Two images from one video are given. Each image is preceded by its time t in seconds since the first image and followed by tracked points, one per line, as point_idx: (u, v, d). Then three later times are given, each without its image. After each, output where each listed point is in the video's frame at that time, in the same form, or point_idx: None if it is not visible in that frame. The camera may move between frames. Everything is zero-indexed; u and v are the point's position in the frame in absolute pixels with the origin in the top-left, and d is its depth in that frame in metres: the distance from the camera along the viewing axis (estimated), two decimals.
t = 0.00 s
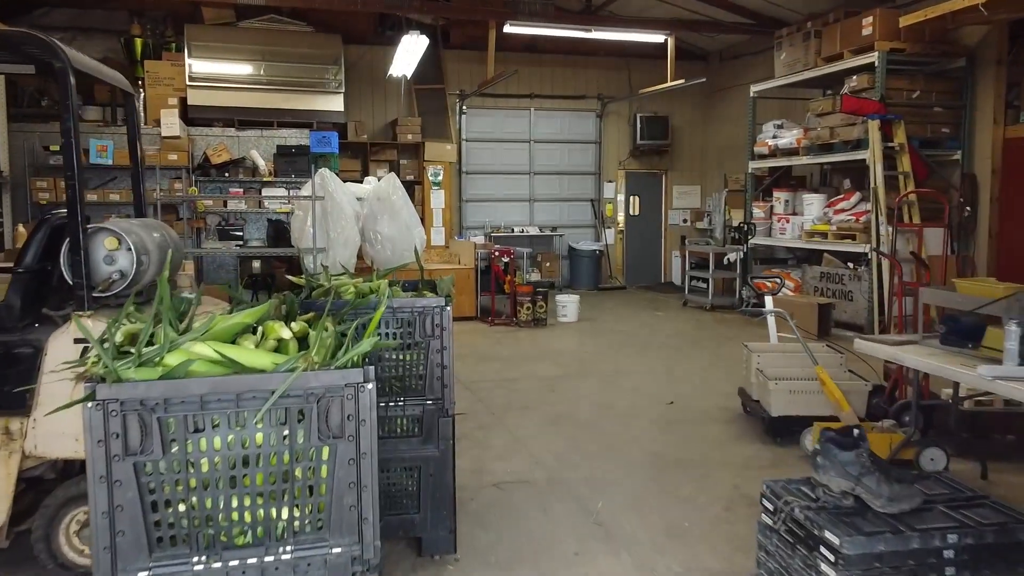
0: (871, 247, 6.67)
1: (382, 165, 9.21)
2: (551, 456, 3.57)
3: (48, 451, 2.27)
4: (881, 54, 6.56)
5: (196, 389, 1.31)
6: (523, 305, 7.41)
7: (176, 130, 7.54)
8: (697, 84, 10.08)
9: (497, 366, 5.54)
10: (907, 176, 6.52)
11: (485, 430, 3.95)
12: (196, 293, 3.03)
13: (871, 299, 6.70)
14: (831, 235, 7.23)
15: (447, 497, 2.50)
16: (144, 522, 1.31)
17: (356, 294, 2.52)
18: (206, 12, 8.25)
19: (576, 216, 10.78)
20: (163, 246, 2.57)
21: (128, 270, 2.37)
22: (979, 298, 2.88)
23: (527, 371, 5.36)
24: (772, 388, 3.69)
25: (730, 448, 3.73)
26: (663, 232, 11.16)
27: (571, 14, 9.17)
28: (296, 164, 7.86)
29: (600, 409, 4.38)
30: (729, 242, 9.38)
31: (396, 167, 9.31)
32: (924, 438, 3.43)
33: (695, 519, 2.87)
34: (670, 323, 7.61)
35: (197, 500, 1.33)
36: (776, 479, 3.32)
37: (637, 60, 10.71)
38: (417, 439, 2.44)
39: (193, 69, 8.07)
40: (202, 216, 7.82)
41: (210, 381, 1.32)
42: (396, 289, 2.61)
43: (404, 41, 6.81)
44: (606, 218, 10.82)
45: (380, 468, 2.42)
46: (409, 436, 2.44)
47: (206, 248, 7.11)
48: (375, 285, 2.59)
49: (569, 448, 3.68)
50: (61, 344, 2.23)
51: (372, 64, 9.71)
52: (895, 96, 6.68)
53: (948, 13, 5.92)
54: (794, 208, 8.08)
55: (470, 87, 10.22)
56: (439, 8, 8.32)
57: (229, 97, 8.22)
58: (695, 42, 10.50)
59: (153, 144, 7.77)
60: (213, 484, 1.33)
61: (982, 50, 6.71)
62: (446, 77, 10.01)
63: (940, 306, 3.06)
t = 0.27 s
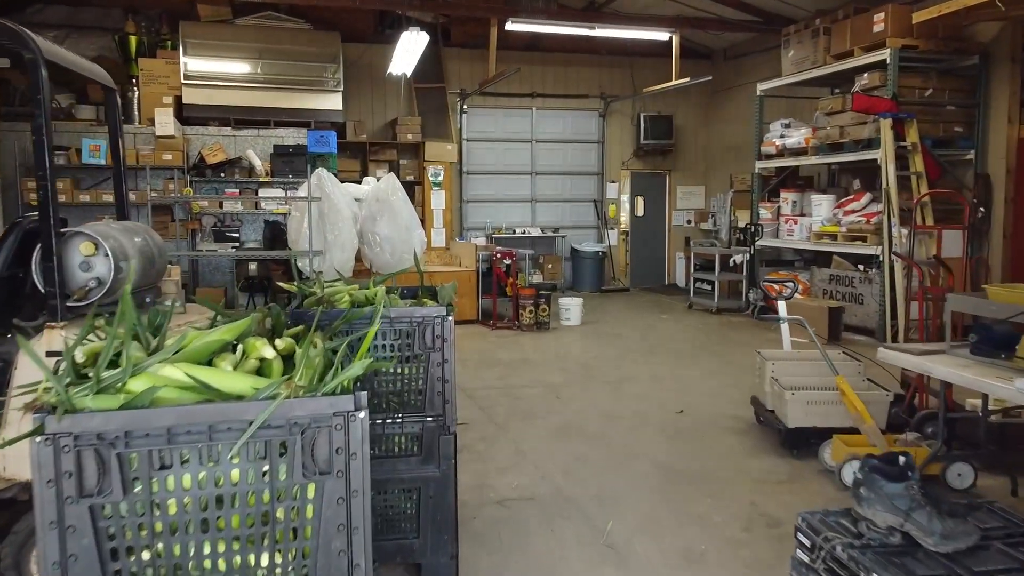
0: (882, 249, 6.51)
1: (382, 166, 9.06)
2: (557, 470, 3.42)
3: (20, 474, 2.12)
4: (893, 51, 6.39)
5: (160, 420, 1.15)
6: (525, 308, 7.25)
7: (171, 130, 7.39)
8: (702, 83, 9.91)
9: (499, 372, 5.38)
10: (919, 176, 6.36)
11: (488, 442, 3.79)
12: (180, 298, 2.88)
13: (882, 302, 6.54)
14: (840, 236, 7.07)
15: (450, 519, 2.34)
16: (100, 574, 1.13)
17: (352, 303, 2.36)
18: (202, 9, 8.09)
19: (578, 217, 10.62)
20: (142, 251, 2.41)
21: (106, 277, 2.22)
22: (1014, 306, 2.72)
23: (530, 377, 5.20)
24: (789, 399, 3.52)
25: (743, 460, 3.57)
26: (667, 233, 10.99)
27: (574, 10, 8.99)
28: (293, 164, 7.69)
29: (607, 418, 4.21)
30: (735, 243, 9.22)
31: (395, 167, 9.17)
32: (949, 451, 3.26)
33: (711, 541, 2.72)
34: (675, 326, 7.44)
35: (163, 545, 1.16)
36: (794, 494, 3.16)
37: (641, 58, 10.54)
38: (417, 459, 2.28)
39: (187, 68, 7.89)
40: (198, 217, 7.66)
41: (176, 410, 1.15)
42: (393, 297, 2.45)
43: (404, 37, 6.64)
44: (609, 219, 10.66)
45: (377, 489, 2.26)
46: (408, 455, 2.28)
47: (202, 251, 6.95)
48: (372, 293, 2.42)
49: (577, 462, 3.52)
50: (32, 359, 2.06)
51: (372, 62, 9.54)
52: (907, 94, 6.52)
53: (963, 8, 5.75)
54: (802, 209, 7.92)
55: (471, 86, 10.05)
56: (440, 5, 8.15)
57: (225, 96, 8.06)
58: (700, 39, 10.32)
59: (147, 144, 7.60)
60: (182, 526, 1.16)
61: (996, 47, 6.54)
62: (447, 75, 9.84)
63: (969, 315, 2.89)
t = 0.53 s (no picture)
0: (891, 252, 6.35)
1: (379, 165, 8.92)
2: (557, 484, 3.26)
3: None
4: (903, 48, 6.23)
5: (99, 459, 0.91)
6: (525, 311, 7.08)
7: (163, 129, 7.24)
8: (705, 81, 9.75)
9: (498, 378, 5.21)
10: (929, 176, 6.20)
11: (485, 453, 3.64)
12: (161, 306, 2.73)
13: (890, 306, 6.38)
14: (847, 238, 6.91)
15: (443, 544, 2.18)
16: None
17: (340, 312, 2.21)
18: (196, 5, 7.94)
19: (580, 217, 10.47)
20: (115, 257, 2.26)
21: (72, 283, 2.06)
22: None
23: (530, 383, 5.03)
24: (800, 408, 3.35)
25: (753, 474, 3.40)
26: (669, 234, 10.84)
27: (575, 8, 8.84)
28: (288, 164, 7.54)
29: (610, 427, 4.05)
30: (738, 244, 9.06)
31: (393, 166, 9.08)
32: (970, 465, 3.10)
33: (722, 564, 2.56)
34: (678, 330, 7.29)
35: None
36: (807, 511, 3.01)
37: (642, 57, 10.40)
38: (407, 479, 2.13)
39: (181, 66, 7.74)
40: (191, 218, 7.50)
41: (117, 446, 0.92)
42: (384, 306, 2.29)
43: (401, 34, 6.49)
44: (610, 220, 10.52)
45: (364, 512, 2.11)
46: (398, 475, 2.13)
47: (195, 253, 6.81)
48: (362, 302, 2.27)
49: (578, 475, 3.37)
50: None
51: (369, 60, 9.39)
52: (916, 92, 6.36)
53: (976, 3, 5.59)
54: (808, 210, 7.76)
55: (470, 85, 9.90)
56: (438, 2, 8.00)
57: (219, 94, 7.91)
58: (703, 37, 10.18)
59: (139, 144, 7.42)
60: None
61: (1008, 44, 6.38)
62: (446, 74, 9.69)
63: (994, 322, 2.73)
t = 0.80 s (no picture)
0: (899, 253, 6.20)
1: (377, 165, 8.78)
2: (557, 498, 3.11)
3: None
4: (912, 45, 6.08)
5: (17, 506, 0.75)
6: (524, 314, 6.93)
7: (155, 127, 7.10)
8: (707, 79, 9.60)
9: (496, 383, 5.06)
10: (938, 176, 6.05)
11: (482, 464, 3.49)
12: (139, 312, 2.58)
13: (899, 308, 6.22)
14: (854, 239, 6.76)
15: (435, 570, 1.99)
16: None
17: (324, 321, 2.06)
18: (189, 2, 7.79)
19: (580, 218, 10.32)
20: (84, 262, 2.12)
21: (34, 289, 1.93)
22: None
23: (529, 389, 4.88)
24: (812, 419, 3.21)
25: (762, 486, 3.25)
26: (671, 234, 10.69)
27: (576, 5, 8.70)
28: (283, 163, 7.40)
29: (612, 436, 3.90)
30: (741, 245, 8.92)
31: (391, 167, 8.97)
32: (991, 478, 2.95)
33: None
34: (681, 332, 7.13)
35: None
36: (821, 527, 2.86)
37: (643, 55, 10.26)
38: (395, 501, 1.96)
39: (174, 63, 7.59)
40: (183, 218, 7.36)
41: (39, 490, 0.76)
42: (372, 314, 2.14)
43: (398, 30, 6.34)
44: (611, 220, 10.38)
45: (350, 537, 1.92)
46: (386, 496, 1.96)
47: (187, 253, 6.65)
48: (348, 311, 2.12)
49: (579, 488, 3.22)
50: None
51: (366, 58, 9.25)
52: (925, 90, 6.22)
53: None
54: (812, 211, 7.64)
55: (469, 83, 9.75)
56: None
57: (213, 92, 7.76)
58: (705, 35, 10.03)
59: (131, 143, 7.30)
60: None
61: (1019, 41, 6.23)
62: (444, 73, 9.54)
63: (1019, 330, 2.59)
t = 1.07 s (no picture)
0: (907, 255, 6.05)
1: (374, 165, 8.64)
2: (557, 514, 2.97)
3: None
4: (920, 42, 5.94)
5: None
6: (524, 317, 6.78)
7: (147, 127, 6.95)
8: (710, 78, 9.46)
9: (495, 389, 4.91)
10: (948, 176, 5.90)
11: (479, 477, 3.34)
12: (113, 320, 2.43)
13: (907, 312, 6.07)
14: (861, 240, 6.61)
15: None
16: None
17: (307, 330, 1.90)
18: None
19: (581, 218, 10.17)
20: (48, 269, 1.95)
21: None
22: None
23: (529, 395, 4.73)
24: (824, 430, 3.05)
25: (773, 500, 3.10)
26: (673, 235, 10.55)
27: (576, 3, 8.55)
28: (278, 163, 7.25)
29: (615, 446, 3.75)
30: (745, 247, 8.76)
31: (388, 167, 8.83)
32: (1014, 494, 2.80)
33: None
34: (684, 336, 6.98)
35: None
36: (835, 546, 2.71)
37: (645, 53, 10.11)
38: (384, 526, 1.80)
39: (166, 61, 7.45)
40: (175, 219, 7.21)
41: None
42: (359, 323, 1.99)
43: (394, 26, 6.19)
44: (612, 221, 10.23)
45: (335, 566, 1.76)
46: (374, 521, 1.80)
47: (179, 255, 6.51)
48: (333, 319, 1.97)
49: (580, 503, 3.07)
50: None
51: (363, 57, 9.10)
52: (934, 87, 6.07)
53: None
54: (817, 211, 7.49)
55: (468, 82, 9.60)
56: None
57: (206, 91, 7.61)
58: (708, 33, 9.88)
59: (122, 142, 7.16)
60: None
61: None
62: (443, 71, 9.39)
63: None
